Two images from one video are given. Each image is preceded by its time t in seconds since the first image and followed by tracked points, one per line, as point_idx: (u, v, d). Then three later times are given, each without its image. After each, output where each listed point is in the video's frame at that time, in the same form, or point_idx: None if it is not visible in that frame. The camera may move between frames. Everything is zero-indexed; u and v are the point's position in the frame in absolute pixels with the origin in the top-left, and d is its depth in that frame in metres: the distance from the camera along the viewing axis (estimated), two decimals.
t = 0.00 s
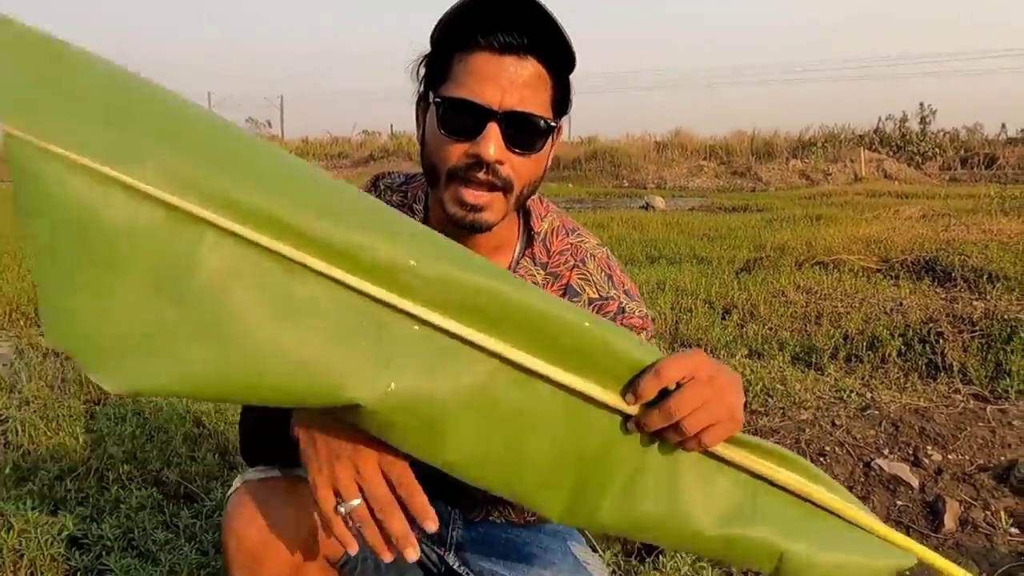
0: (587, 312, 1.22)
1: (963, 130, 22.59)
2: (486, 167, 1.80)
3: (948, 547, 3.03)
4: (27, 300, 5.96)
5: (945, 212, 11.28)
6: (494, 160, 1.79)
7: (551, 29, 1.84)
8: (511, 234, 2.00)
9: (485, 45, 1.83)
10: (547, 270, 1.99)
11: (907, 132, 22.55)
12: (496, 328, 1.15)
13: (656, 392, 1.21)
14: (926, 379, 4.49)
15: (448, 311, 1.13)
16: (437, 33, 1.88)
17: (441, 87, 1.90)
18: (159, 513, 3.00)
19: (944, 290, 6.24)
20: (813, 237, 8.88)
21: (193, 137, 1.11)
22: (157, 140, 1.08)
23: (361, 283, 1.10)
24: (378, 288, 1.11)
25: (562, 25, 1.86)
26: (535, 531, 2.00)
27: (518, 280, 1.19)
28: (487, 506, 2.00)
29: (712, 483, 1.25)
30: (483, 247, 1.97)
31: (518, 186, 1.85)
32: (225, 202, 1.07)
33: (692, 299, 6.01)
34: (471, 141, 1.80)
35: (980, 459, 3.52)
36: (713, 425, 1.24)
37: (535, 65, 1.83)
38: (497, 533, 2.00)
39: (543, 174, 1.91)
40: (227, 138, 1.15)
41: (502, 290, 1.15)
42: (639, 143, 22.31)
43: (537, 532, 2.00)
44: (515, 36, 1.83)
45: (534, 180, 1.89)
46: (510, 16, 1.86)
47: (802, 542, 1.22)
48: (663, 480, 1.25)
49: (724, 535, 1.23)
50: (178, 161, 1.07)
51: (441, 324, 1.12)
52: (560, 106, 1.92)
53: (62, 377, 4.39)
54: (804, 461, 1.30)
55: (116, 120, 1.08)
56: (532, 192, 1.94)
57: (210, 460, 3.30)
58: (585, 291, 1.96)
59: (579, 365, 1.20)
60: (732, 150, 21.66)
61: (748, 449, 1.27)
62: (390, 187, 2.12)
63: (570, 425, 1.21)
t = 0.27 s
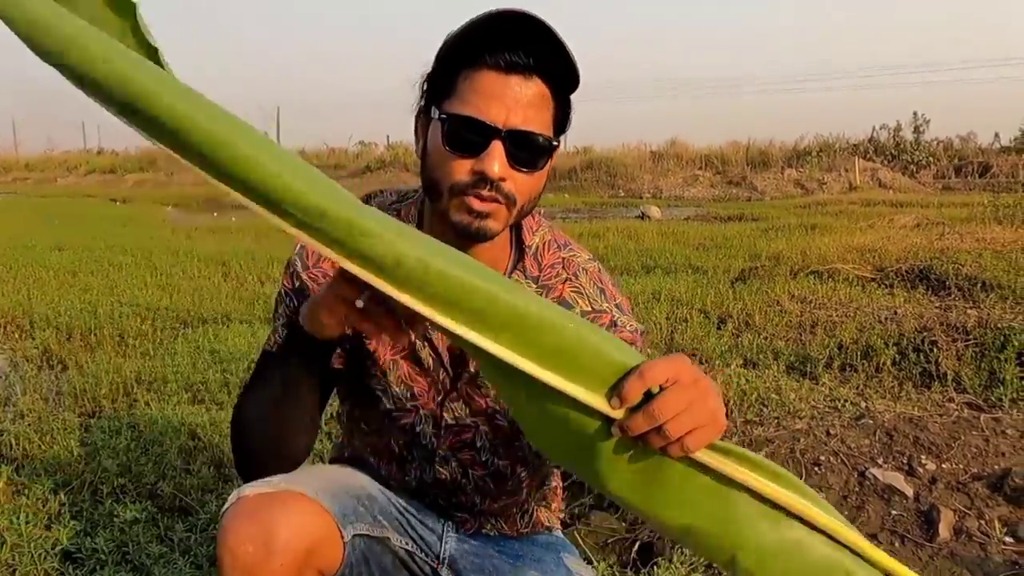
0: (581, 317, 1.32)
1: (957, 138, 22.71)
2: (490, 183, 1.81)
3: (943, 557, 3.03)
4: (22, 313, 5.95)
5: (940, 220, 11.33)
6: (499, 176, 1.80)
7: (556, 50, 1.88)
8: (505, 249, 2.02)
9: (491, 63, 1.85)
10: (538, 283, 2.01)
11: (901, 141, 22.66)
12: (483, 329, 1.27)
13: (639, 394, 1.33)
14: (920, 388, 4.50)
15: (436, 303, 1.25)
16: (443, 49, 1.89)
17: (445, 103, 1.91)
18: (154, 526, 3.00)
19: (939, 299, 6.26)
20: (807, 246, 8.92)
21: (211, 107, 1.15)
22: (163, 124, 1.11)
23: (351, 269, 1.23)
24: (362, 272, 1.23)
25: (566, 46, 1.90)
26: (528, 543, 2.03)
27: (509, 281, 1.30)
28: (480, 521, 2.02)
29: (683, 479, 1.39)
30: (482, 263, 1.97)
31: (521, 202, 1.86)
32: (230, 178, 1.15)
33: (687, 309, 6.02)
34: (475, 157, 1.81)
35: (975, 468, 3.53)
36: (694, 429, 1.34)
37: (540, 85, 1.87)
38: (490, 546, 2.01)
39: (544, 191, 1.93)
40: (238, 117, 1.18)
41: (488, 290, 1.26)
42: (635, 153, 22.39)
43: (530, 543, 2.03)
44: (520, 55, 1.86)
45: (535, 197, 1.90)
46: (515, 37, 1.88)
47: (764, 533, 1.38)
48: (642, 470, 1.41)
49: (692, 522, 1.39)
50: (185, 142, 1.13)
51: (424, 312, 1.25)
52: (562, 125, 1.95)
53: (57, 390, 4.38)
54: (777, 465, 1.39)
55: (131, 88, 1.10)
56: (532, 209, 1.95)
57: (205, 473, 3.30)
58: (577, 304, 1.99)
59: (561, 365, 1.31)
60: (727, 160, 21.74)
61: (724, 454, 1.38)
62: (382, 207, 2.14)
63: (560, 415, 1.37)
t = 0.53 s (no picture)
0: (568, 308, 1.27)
1: (959, 144, 22.73)
2: (491, 192, 1.82)
3: (945, 564, 3.03)
4: (25, 320, 5.97)
5: (942, 226, 11.34)
6: (500, 185, 1.81)
7: (557, 61, 1.89)
8: (507, 257, 2.02)
9: (493, 73, 1.86)
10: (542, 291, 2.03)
11: (903, 146, 22.68)
12: (474, 318, 1.20)
13: (629, 385, 1.27)
14: (922, 395, 4.50)
15: (426, 288, 1.18)
16: (445, 59, 1.89)
17: (447, 112, 1.92)
18: (156, 534, 3.00)
19: (940, 305, 6.25)
20: (809, 252, 8.92)
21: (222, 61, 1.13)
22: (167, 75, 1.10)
23: (338, 245, 1.17)
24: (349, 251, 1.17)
25: (567, 57, 1.91)
26: (527, 551, 2.03)
27: (506, 268, 1.23)
28: (480, 527, 2.02)
29: (672, 482, 1.32)
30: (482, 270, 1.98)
31: (521, 211, 1.88)
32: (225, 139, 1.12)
33: (689, 315, 6.03)
34: (477, 166, 1.82)
35: (977, 475, 3.53)
36: (685, 421, 1.31)
37: (541, 95, 1.88)
38: (491, 553, 2.01)
39: (545, 200, 1.94)
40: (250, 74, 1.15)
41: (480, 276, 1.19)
42: (636, 159, 22.43)
43: (530, 551, 2.03)
44: (522, 65, 1.87)
45: (535, 206, 1.92)
46: (516, 47, 1.90)
47: (752, 543, 1.32)
48: (630, 476, 1.31)
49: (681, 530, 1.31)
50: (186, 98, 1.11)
51: (412, 295, 1.18)
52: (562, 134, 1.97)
53: (60, 397, 4.39)
54: (763, 464, 1.37)
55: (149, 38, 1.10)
56: (533, 217, 1.97)
57: (207, 480, 3.30)
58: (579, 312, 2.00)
59: (552, 357, 1.24)
60: (729, 166, 21.77)
61: (711, 452, 1.34)
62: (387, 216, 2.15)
63: (546, 415, 1.26)
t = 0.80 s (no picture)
0: (564, 302, 1.29)
1: (959, 144, 22.75)
2: (491, 187, 1.82)
3: (943, 562, 3.04)
4: (23, 316, 5.96)
5: (941, 225, 11.34)
6: (500, 180, 1.81)
7: (558, 56, 1.89)
8: (508, 253, 2.02)
9: (494, 68, 1.86)
10: (542, 287, 2.02)
11: (902, 146, 22.68)
12: (469, 314, 1.22)
13: (626, 378, 1.29)
14: (920, 394, 4.50)
15: (420, 286, 1.21)
16: (446, 55, 1.89)
17: (448, 107, 1.92)
18: (154, 530, 3.00)
19: (939, 304, 6.26)
20: (808, 251, 8.93)
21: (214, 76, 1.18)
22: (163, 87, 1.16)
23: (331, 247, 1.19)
24: (343, 253, 1.19)
25: (568, 53, 1.91)
26: (526, 548, 2.03)
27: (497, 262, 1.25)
28: (479, 524, 2.02)
29: (671, 471, 1.34)
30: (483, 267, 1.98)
31: (521, 206, 1.87)
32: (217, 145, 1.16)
33: (687, 313, 6.03)
34: (477, 160, 1.82)
35: (974, 473, 3.53)
36: (682, 411, 1.32)
37: (542, 91, 1.88)
38: (489, 550, 2.01)
39: (544, 196, 1.94)
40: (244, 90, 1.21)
41: (472, 271, 1.21)
42: (636, 157, 22.43)
43: (529, 548, 2.04)
44: (523, 61, 1.87)
45: (536, 202, 1.92)
46: (518, 42, 1.90)
47: (751, 526, 1.34)
48: (628, 465, 1.34)
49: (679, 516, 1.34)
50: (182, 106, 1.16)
51: (407, 295, 1.20)
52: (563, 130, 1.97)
53: (58, 393, 4.39)
54: (765, 454, 1.38)
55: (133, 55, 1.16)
56: (533, 214, 1.96)
57: (205, 477, 3.30)
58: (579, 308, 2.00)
59: (548, 352, 1.26)
60: (728, 165, 21.77)
61: (710, 441, 1.36)
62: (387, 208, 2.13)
63: (544, 407, 1.28)
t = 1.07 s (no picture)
0: (560, 311, 1.31)
1: (959, 145, 22.76)
2: (491, 191, 1.82)
3: (945, 565, 3.04)
4: (24, 320, 5.96)
5: (941, 227, 11.34)
6: (500, 184, 1.81)
7: (559, 61, 1.89)
8: (508, 257, 2.02)
9: (494, 72, 1.86)
10: (543, 289, 2.02)
11: (902, 147, 22.68)
12: (465, 323, 1.24)
13: (623, 386, 1.29)
14: (921, 396, 4.50)
15: (414, 298, 1.24)
16: (447, 58, 1.89)
17: (448, 111, 1.92)
18: (155, 533, 3.00)
19: (940, 306, 6.25)
20: (809, 252, 8.93)
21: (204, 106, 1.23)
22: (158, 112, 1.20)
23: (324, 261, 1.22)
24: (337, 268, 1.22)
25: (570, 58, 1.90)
26: (528, 551, 2.03)
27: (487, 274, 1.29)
28: (480, 527, 2.02)
29: (671, 476, 1.34)
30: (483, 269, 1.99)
31: (521, 210, 1.87)
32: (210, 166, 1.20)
33: (688, 315, 6.03)
34: (477, 164, 1.82)
35: (976, 475, 3.53)
36: (681, 417, 1.31)
37: (543, 95, 1.88)
38: (490, 553, 2.01)
39: (545, 200, 1.94)
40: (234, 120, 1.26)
41: (466, 282, 1.25)
42: (636, 159, 22.43)
43: (530, 551, 2.03)
44: (523, 65, 1.87)
45: (536, 206, 1.92)
46: (520, 46, 1.89)
47: (751, 529, 1.34)
48: (627, 471, 1.34)
49: (679, 520, 1.34)
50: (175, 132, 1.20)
51: (399, 308, 1.23)
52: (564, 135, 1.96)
53: (59, 396, 4.39)
54: (765, 458, 1.38)
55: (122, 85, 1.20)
56: (533, 217, 1.96)
57: (206, 480, 3.30)
58: (580, 310, 2.00)
59: (546, 360, 1.27)
60: (729, 166, 21.77)
61: (710, 446, 1.36)
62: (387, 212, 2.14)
63: (541, 414, 1.29)
